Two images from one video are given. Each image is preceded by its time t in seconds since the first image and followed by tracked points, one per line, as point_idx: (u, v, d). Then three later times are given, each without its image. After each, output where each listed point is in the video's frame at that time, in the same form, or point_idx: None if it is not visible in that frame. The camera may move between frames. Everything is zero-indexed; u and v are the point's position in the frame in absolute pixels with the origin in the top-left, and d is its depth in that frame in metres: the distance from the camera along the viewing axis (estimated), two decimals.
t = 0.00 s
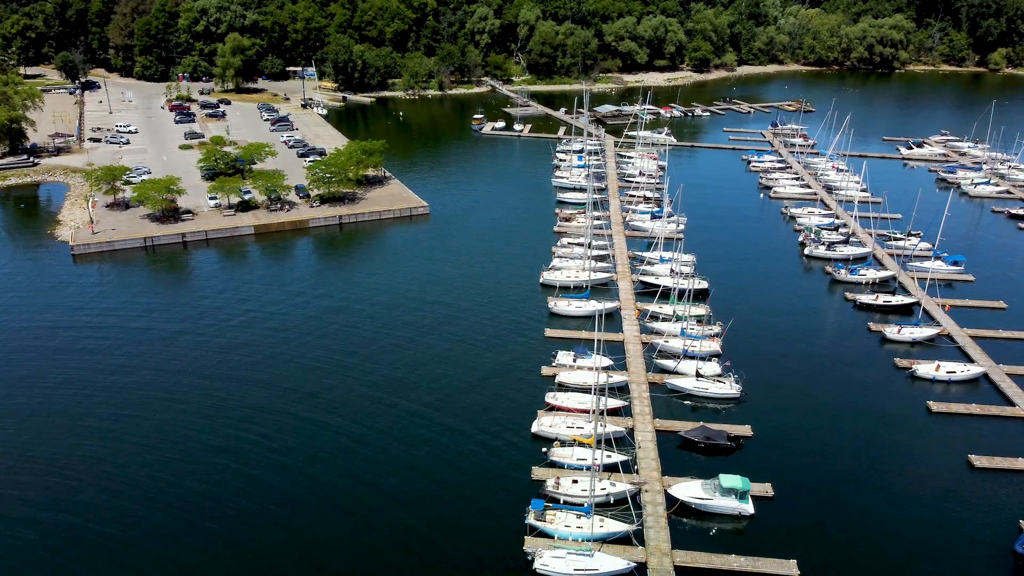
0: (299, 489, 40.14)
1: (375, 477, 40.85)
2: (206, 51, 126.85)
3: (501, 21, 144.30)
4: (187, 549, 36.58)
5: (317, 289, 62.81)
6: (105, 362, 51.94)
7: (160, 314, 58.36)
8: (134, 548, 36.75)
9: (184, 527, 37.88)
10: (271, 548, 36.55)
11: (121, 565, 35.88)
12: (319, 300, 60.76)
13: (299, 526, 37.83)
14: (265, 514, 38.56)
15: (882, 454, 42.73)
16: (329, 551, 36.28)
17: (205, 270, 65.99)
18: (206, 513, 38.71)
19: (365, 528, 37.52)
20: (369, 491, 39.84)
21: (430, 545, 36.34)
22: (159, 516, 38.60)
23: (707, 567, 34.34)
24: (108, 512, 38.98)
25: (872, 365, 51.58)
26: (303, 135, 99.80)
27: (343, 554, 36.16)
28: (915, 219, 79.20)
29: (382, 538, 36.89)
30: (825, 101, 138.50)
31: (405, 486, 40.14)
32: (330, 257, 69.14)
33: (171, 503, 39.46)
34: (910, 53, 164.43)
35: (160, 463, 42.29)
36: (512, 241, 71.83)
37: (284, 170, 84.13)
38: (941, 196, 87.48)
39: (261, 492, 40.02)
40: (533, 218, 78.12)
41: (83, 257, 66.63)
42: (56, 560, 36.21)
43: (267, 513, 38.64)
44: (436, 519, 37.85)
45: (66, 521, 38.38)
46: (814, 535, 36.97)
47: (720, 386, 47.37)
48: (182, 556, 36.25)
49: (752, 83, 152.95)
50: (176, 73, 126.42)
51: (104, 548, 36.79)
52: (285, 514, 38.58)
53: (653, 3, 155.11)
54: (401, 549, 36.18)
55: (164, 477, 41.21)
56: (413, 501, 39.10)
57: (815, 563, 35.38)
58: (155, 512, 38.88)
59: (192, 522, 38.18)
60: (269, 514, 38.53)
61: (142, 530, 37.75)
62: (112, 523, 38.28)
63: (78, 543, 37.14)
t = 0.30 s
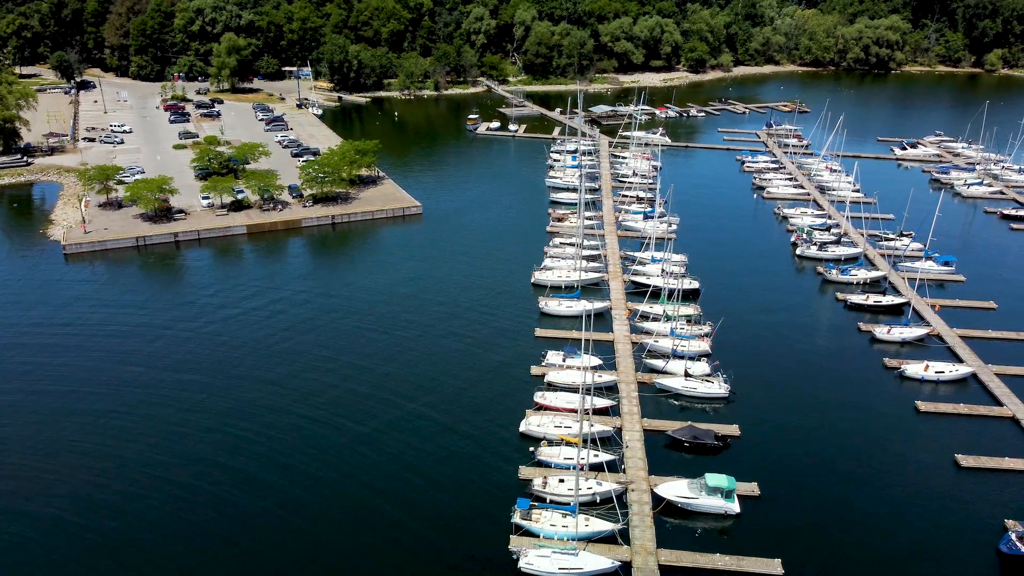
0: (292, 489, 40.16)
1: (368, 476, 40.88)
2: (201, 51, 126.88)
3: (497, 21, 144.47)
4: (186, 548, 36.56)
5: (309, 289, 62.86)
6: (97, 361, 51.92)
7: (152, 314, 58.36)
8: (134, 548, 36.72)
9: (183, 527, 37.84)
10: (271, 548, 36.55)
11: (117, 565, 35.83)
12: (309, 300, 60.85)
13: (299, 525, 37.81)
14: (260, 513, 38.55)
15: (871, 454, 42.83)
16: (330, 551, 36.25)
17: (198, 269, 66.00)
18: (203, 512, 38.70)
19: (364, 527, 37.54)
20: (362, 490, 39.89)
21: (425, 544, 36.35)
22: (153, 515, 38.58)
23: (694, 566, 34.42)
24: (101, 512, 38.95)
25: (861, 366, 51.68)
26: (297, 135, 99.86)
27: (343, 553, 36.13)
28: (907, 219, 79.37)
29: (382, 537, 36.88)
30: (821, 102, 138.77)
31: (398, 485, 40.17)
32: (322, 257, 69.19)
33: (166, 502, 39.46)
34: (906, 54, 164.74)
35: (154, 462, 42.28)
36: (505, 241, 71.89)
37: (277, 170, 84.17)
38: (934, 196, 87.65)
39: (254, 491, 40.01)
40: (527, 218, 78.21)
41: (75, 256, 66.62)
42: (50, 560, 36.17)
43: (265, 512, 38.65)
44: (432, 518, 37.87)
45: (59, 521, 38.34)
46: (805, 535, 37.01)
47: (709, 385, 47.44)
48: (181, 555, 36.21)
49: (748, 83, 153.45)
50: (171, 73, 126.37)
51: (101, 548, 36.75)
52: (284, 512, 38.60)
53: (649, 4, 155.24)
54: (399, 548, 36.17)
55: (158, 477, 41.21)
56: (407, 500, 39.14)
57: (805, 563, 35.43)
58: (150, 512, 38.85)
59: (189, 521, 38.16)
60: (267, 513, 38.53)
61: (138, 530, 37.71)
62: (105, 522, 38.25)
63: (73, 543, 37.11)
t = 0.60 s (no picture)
0: (286, 488, 40.16)
1: (361, 475, 40.93)
2: (198, 51, 126.98)
3: (494, 21, 144.61)
4: (184, 548, 36.56)
5: (301, 288, 62.92)
6: (90, 362, 51.92)
7: (145, 314, 58.41)
8: (132, 547, 36.70)
9: (181, 526, 37.84)
10: (271, 547, 36.57)
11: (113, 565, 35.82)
12: (301, 299, 60.93)
13: (296, 524, 37.84)
14: (255, 512, 38.59)
15: (861, 453, 42.93)
16: (328, 550, 36.28)
17: (191, 269, 66.08)
18: (199, 512, 38.71)
19: (361, 527, 37.55)
20: (355, 490, 39.95)
21: (421, 543, 36.38)
22: (148, 515, 38.58)
23: (682, 566, 34.49)
24: (95, 512, 38.93)
25: (851, 365, 51.76)
26: (293, 135, 99.89)
27: (341, 553, 36.16)
28: (900, 220, 79.50)
29: (380, 536, 36.90)
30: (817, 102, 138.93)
31: (391, 484, 40.22)
32: (315, 257, 69.24)
33: (160, 502, 39.46)
34: (902, 55, 164.94)
35: (148, 462, 42.29)
36: (498, 241, 71.96)
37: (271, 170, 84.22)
38: (928, 197, 87.79)
39: (247, 490, 40.02)
40: (521, 218, 78.23)
41: (68, 256, 66.66)
42: (45, 559, 36.15)
43: (261, 511, 38.68)
44: (427, 517, 37.91)
45: (53, 521, 38.32)
46: (797, 535, 37.04)
47: (699, 385, 47.53)
48: (180, 555, 36.19)
49: (745, 83, 153.85)
50: (166, 73, 126.28)
51: (98, 547, 36.75)
52: (280, 512, 38.65)
53: (645, 4, 155.40)
54: (397, 547, 36.18)
55: (152, 476, 41.23)
56: (401, 500, 39.19)
57: (796, 562, 35.48)
58: (145, 512, 38.84)
59: (186, 521, 38.18)
60: (264, 513, 38.56)
61: (129, 529, 37.75)
62: (98, 522, 38.24)
63: (68, 543, 37.09)
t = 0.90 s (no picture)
0: (281, 488, 40.19)
1: (356, 475, 40.93)
2: (194, 50, 126.96)
3: (490, 21, 144.64)
4: (184, 548, 36.54)
5: (294, 288, 62.93)
6: (83, 361, 51.88)
7: (136, 313, 58.46)
8: (133, 547, 36.70)
9: (182, 526, 37.87)
10: (272, 547, 36.52)
11: (108, 565, 35.76)
12: (293, 299, 60.98)
13: (297, 524, 37.81)
14: (254, 512, 38.60)
15: (852, 453, 42.97)
16: (329, 550, 36.22)
17: (183, 268, 66.12)
18: (198, 511, 38.73)
19: (361, 526, 37.52)
20: (351, 490, 39.91)
21: (419, 542, 36.41)
22: (143, 514, 38.60)
23: (668, 564, 34.55)
24: (89, 511, 38.90)
25: (841, 365, 51.82)
26: (288, 135, 99.83)
27: (341, 553, 36.08)
28: (893, 221, 79.57)
29: (380, 536, 36.86)
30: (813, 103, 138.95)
31: (386, 484, 40.19)
32: (308, 256, 69.25)
33: (154, 502, 39.46)
34: (899, 55, 164.88)
35: (142, 461, 42.30)
36: (492, 241, 72.01)
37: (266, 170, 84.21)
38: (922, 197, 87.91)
39: (242, 489, 40.07)
40: (514, 218, 78.25)
41: (60, 255, 66.69)
42: (35, 557, 36.19)
43: (260, 511, 38.66)
44: (424, 516, 37.93)
45: (47, 521, 38.30)
46: (793, 535, 37.04)
47: (688, 385, 47.59)
48: (180, 555, 36.14)
49: (742, 83, 154.16)
50: (162, 72, 126.25)
51: (98, 546, 36.74)
52: (280, 511, 38.64)
53: (642, 5, 155.42)
54: (396, 547, 36.17)
55: (146, 476, 41.20)
56: (396, 500, 39.16)
57: (793, 563, 35.47)
58: (140, 511, 38.84)
59: (185, 520, 38.20)
60: (263, 513, 38.54)
61: (118, 528, 37.82)
62: (92, 522, 38.24)
63: (62, 542, 37.06)
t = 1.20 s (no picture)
0: (277, 488, 40.21)
1: (350, 475, 40.97)
2: (190, 50, 126.98)
3: (486, 22, 144.79)
4: (183, 547, 36.54)
5: (287, 288, 62.97)
6: (77, 361, 51.86)
7: (128, 312, 58.54)
8: (133, 547, 36.70)
9: (183, 525, 37.89)
10: (274, 547, 36.51)
11: (103, 565, 35.75)
12: (285, 298, 61.06)
13: (297, 524, 37.81)
14: (250, 512, 38.63)
15: (842, 452, 43.03)
16: (328, 550, 36.20)
17: (176, 268, 66.17)
18: (196, 511, 38.75)
19: (361, 526, 37.52)
20: (348, 490, 39.92)
21: (418, 542, 36.45)
22: (138, 515, 38.60)
23: (654, 563, 34.66)
24: (81, 511, 38.92)
25: (831, 365, 51.93)
26: (283, 135, 99.86)
27: (342, 553, 36.04)
28: (886, 221, 79.71)
29: (379, 536, 36.85)
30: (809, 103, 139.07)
31: (380, 484, 40.23)
32: (301, 256, 69.31)
33: (148, 502, 39.47)
34: (896, 56, 164.91)
35: (136, 461, 42.31)
36: (485, 241, 72.09)
37: (260, 170, 84.27)
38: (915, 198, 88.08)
39: (235, 490, 40.10)
40: (508, 218, 78.33)
41: (53, 255, 66.75)
42: (23, 556, 36.27)
43: (259, 511, 38.67)
44: (422, 516, 37.99)
45: (41, 521, 38.30)
46: (787, 535, 37.08)
47: (677, 384, 47.70)
48: (179, 556, 36.12)
49: (739, 83, 154.47)
50: (159, 72, 126.26)
51: (96, 547, 36.73)
52: (277, 511, 38.66)
53: (639, 5, 155.52)
54: (396, 548, 36.17)
55: (139, 476, 41.21)
56: (390, 500, 39.20)
57: (791, 564, 35.50)
58: (134, 511, 38.86)
59: (183, 520, 38.20)
60: (260, 512, 38.57)
61: (107, 527, 37.89)
62: (86, 522, 38.23)
63: (57, 543, 37.04)
